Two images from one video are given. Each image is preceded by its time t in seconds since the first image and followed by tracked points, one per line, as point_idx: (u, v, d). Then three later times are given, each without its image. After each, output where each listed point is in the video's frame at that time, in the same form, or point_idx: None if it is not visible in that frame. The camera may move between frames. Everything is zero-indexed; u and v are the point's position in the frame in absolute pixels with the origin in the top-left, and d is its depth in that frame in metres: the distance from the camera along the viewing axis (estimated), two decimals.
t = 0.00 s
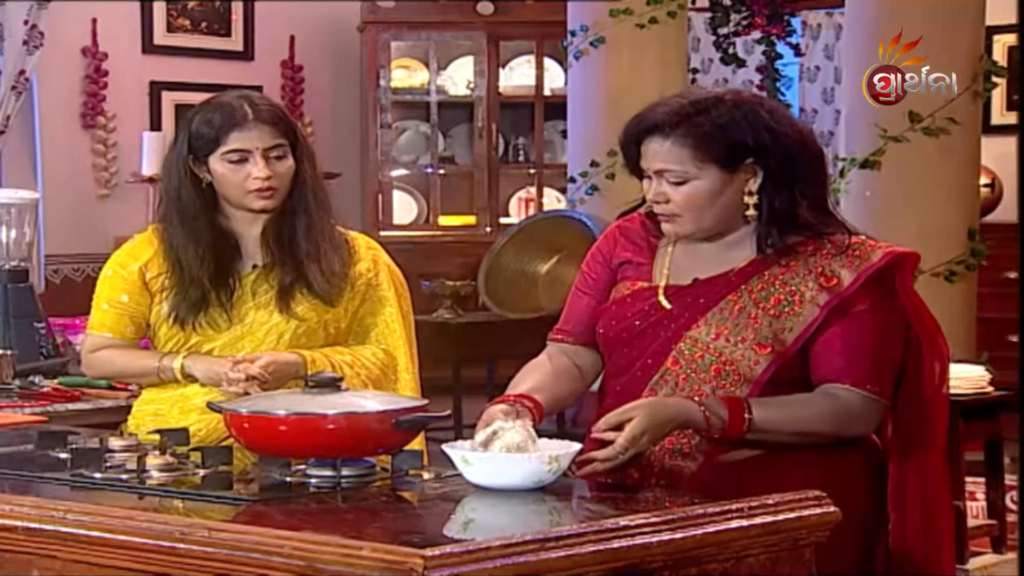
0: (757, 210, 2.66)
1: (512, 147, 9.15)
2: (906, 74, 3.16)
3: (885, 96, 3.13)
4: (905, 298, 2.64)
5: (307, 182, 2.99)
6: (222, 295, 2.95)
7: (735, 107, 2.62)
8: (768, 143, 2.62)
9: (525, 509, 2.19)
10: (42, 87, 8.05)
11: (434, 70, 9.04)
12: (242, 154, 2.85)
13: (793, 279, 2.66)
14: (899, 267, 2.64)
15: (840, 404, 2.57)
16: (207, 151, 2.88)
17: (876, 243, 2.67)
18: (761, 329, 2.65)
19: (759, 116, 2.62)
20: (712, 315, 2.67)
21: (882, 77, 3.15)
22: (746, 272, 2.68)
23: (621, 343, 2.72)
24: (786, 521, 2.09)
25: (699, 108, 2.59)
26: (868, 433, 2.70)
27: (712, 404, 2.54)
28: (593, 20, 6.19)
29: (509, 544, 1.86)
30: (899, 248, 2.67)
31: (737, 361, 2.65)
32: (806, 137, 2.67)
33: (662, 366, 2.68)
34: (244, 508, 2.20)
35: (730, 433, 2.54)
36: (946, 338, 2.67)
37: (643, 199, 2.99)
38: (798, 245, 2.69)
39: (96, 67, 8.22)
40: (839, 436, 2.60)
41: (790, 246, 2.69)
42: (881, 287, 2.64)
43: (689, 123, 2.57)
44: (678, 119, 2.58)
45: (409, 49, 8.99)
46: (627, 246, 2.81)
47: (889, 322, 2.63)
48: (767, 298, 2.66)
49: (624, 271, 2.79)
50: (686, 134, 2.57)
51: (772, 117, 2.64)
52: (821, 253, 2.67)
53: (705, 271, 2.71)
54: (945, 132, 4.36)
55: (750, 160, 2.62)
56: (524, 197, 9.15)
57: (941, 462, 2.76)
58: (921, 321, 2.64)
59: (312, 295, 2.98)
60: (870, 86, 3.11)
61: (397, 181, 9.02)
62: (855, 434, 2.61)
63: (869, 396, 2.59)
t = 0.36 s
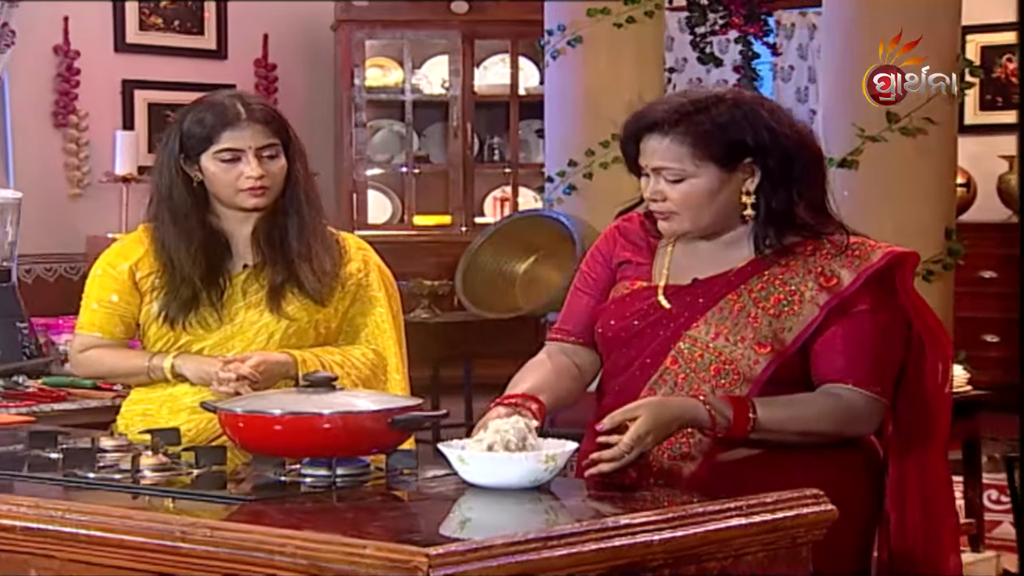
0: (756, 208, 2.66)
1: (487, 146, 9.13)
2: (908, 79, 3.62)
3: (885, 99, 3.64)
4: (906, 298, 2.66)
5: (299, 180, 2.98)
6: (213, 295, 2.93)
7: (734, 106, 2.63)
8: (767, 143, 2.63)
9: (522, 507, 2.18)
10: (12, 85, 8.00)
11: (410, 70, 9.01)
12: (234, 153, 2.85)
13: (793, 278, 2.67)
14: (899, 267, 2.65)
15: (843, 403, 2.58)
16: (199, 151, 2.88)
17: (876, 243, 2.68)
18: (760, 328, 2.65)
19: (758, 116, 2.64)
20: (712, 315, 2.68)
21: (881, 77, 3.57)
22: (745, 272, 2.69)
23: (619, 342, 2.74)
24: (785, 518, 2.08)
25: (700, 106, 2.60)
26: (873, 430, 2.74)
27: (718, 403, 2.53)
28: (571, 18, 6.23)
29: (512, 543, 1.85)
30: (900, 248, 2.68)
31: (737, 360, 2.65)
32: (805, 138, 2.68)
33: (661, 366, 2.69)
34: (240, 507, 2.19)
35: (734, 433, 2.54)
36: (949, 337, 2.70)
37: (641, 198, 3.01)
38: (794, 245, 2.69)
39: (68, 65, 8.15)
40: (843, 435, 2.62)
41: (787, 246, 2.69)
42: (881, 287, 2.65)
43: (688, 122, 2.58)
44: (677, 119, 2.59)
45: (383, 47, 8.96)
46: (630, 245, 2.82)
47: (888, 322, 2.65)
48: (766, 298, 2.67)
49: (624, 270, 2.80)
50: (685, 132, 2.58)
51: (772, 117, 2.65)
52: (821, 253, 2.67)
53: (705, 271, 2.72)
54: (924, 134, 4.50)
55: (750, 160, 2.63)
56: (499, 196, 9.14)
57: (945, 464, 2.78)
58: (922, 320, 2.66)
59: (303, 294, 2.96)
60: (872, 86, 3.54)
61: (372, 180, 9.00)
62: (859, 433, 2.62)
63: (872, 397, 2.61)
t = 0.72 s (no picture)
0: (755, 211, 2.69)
1: (461, 146, 9.12)
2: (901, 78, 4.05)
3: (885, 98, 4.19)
4: (901, 299, 2.67)
5: (290, 180, 3.00)
6: (205, 295, 2.93)
7: (734, 105, 2.66)
8: (768, 142, 2.66)
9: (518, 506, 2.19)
10: None
11: (384, 70, 9.00)
12: (227, 153, 2.86)
13: (788, 279, 2.69)
14: (893, 268, 2.67)
15: (843, 404, 2.60)
16: (190, 150, 2.88)
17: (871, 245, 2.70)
18: (754, 328, 2.68)
19: (759, 116, 2.66)
20: (707, 315, 2.71)
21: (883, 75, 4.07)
22: (740, 271, 2.71)
23: (615, 341, 2.77)
24: (783, 516, 2.09)
25: (700, 104, 2.63)
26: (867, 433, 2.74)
27: (721, 406, 2.55)
28: (547, 19, 6.42)
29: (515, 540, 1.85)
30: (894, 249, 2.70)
31: (730, 360, 2.68)
32: (803, 138, 2.70)
33: (656, 365, 2.72)
34: (236, 506, 2.20)
35: (737, 432, 2.56)
36: (945, 338, 2.72)
37: (638, 196, 3.03)
38: (792, 245, 2.71)
39: (40, 64, 8.08)
40: (841, 436, 2.63)
41: (786, 246, 2.71)
42: (876, 287, 2.67)
43: (689, 120, 2.61)
44: (678, 118, 2.61)
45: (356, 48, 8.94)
46: (624, 245, 2.85)
47: (884, 323, 2.67)
48: (762, 298, 2.69)
49: (621, 270, 2.83)
50: (686, 130, 2.60)
51: (773, 116, 2.67)
52: (817, 253, 2.69)
53: (702, 271, 2.74)
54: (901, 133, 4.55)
55: (750, 158, 2.65)
56: (474, 196, 9.14)
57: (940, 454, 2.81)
58: (919, 320, 2.68)
59: (295, 294, 2.97)
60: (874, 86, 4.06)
61: (346, 180, 8.97)
62: (859, 434, 2.64)
63: (871, 398, 2.63)
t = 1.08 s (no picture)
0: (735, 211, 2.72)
1: (438, 149, 9.11)
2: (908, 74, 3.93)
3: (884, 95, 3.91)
4: (892, 304, 2.70)
5: (279, 184, 3.03)
6: (196, 299, 2.94)
7: (725, 110, 2.70)
8: (744, 149, 2.68)
9: (514, 508, 2.20)
10: None
11: (361, 73, 8.97)
12: (216, 156, 2.86)
13: (780, 283, 2.73)
14: (885, 274, 2.69)
15: (851, 409, 2.63)
16: (179, 155, 2.89)
17: (865, 251, 2.72)
18: (745, 332, 2.72)
19: (742, 119, 2.69)
20: (699, 317, 2.75)
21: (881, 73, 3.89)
22: (734, 275, 2.75)
23: (609, 342, 2.83)
24: (782, 516, 2.12)
25: (686, 107, 2.70)
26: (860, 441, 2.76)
27: (730, 396, 2.59)
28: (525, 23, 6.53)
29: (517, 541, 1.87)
30: (884, 255, 2.72)
31: (720, 362, 2.72)
32: (799, 144, 2.72)
33: (648, 367, 2.77)
34: (232, 508, 2.20)
35: (741, 425, 2.60)
36: (936, 343, 2.74)
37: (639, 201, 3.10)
38: (782, 251, 2.75)
39: (16, 67, 8.07)
40: (850, 440, 2.67)
41: (774, 251, 2.75)
42: (868, 294, 2.69)
43: (671, 120, 2.69)
44: (660, 117, 2.70)
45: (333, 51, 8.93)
46: (625, 247, 2.91)
47: (877, 328, 2.68)
48: (754, 302, 2.73)
49: (618, 272, 2.90)
50: (669, 128, 2.68)
51: (758, 121, 2.69)
52: (811, 259, 2.72)
53: (697, 273, 2.79)
54: (877, 137, 4.71)
55: (726, 163, 2.69)
56: (451, 199, 9.10)
57: (940, 456, 2.82)
58: (912, 325, 2.71)
59: (285, 297, 2.97)
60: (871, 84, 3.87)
61: (322, 183, 8.95)
62: (863, 439, 2.68)
63: (876, 404, 2.66)
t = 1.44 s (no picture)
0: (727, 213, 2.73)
1: (422, 153, 8.77)
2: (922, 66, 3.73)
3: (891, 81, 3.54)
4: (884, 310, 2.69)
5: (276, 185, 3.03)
6: (194, 304, 2.94)
7: (719, 116, 2.73)
8: (733, 154, 2.69)
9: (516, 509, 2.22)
10: None
11: (346, 77, 8.64)
12: (215, 157, 2.89)
13: (774, 287, 2.74)
14: (878, 279, 2.68)
15: (821, 411, 2.64)
16: (176, 160, 2.91)
17: (859, 256, 2.72)
18: (738, 335, 2.75)
19: (734, 125, 2.71)
20: (694, 320, 2.79)
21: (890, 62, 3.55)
22: (730, 279, 2.79)
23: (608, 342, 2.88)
24: (784, 519, 2.13)
25: (683, 111, 2.74)
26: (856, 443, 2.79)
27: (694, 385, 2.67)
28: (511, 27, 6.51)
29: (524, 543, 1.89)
30: (878, 260, 2.71)
31: (712, 364, 2.75)
32: (795, 148, 2.72)
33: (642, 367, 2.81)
34: (235, 510, 2.21)
35: (702, 413, 2.67)
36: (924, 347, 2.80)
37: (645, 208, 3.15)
38: (776, 256, 2.77)
39: None
40: (816, 442, 2.68)
41: (768, 256, 2.77)
42: (862, 299, 2.69)
43: (666, 124, 2.73)
44: (657, 121, 2.75)
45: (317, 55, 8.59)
46: (632, 251, 2.96)
47: (871, 333, 2.68)
48: (748, 306, 2.76)
49: (623, 274, 2.95)
50: (665, 132, 2.72)
51: (748, 132, 2.70)
52: (806, 264, 2.73)
53: (694, 277, 2.83)
54: (863, 142, 4.33)
55: (715, 170, 2.70)
56: (435, 203, 8.81)
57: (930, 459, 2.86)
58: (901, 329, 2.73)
59: (284, 299, 2.98)
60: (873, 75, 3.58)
61: (306, 188, 8.60)
62: (829, 441, 2.66)
63: (849, 408, 2.65)
